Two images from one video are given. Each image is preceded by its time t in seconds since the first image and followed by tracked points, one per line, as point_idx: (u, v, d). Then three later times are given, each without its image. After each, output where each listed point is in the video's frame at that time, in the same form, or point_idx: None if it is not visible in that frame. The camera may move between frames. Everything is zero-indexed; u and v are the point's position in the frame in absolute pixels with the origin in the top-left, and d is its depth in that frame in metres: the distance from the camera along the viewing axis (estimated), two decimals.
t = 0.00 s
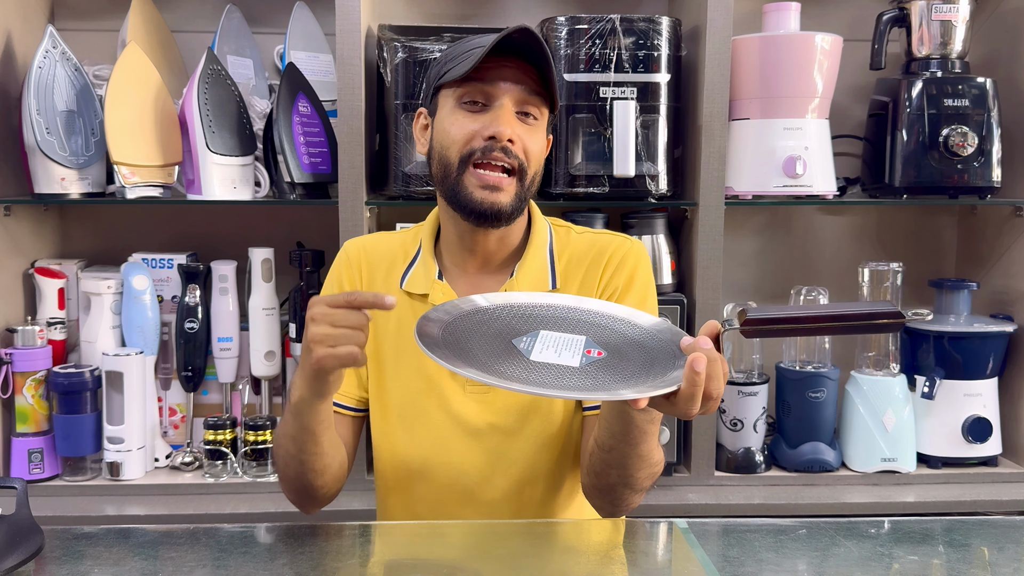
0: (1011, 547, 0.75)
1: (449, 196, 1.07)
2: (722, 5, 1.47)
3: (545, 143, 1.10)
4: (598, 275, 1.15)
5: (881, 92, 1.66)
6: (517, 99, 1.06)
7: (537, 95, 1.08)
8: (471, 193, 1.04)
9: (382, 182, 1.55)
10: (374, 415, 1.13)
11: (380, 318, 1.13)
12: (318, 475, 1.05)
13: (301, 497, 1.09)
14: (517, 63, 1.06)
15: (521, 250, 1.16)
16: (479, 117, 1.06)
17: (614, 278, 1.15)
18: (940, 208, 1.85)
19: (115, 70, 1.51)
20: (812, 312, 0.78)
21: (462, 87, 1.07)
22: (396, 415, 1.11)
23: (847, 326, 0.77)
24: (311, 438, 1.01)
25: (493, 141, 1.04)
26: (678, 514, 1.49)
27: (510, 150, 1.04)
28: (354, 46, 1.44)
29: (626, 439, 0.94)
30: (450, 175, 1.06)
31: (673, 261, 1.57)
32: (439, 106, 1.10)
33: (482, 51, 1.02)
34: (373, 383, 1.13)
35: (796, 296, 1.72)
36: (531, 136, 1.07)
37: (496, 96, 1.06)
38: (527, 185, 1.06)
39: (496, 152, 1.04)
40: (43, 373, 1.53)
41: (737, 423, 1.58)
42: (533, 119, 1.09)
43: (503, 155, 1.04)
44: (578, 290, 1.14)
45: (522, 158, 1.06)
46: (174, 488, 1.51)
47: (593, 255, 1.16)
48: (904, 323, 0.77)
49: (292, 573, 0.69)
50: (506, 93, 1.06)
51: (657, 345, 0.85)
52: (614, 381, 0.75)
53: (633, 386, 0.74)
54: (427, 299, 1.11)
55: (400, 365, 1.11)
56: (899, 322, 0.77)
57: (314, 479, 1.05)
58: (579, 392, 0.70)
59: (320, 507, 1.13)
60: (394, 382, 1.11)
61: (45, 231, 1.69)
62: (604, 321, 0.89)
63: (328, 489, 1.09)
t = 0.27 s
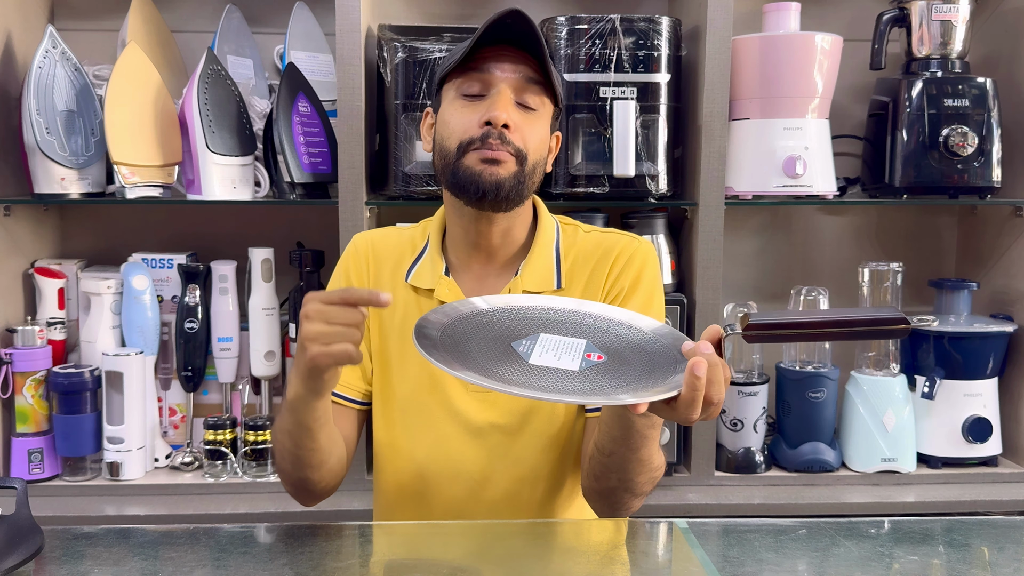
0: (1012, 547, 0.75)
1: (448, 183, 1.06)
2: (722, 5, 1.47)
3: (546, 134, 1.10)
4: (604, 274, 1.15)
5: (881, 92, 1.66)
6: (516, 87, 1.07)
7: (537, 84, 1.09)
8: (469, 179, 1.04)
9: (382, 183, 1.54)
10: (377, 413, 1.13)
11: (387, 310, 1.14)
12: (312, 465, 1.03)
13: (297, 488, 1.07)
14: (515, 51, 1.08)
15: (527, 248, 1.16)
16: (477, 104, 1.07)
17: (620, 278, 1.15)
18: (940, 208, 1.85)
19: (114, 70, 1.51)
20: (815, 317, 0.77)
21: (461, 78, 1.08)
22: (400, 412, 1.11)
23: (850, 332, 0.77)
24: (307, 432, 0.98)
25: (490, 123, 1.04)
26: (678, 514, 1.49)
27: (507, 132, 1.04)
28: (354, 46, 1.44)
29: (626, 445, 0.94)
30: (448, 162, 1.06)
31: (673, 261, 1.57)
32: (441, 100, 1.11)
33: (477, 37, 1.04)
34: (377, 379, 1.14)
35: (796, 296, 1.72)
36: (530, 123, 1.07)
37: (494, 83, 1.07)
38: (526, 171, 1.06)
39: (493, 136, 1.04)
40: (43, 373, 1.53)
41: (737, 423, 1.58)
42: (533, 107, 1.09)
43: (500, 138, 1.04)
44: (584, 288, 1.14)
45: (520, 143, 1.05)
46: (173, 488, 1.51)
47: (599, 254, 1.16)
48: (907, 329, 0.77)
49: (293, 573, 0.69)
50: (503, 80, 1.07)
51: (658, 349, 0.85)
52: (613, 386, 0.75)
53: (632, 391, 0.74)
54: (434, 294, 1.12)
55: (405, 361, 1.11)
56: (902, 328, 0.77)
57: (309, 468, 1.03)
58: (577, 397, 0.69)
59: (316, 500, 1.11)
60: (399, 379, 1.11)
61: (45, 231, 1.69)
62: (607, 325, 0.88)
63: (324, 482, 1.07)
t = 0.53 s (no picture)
0: (1012, 547, 0.75)
1: (446, 175, 1.06)
2: (722, 5, 1.47)
3: (545, 127, 1.10)
4: (606, 271, 1.15)
5: (882, 92, 1.66)
6: (512, 80, 1.08)
7: (534, 78, 1.09)
8: (466, 166, 1.03)
9: (382, 182, 1.54)
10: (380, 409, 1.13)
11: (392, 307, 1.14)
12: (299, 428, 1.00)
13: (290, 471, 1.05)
14: (512, 46, 1.09)
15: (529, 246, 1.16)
16: (475, 98, 1.08)
17: (623, 275, 1.14)
18: (940, 208, 1.85)
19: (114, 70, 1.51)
20: (816, 318, 0.77)
21: (458, 75, 1.10)
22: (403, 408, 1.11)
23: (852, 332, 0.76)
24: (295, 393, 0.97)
25: (486, 115, 1.05)
26: (678, 514, 1.49)
27: (502, 122, 1.05)
28: (354, 46, 1.44)
29: (628, 447, 0.94)
30: (445, 155, 1.06)
31: (673, 261, 1.57)
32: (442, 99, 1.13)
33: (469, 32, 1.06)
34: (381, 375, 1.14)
35: (796, 296, 1.72)
36: (527, 115, 1.07)
37: (490, 77, 1.08)
38: (524, 160, 1.05)
39: (489, 125, 1.04)
40: (43, 373, 1.53)
41: (737, 423, 1.58)
42: (532, 101, 1.09)
43: (495, 128, 1.05)
44: (587, 286, 1.14)
45: (517, 134, 1.06)
46: (174, 488, 1.51)
47: (601, 252, 1.16)
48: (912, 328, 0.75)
49: (292, 573, 0.69)
50: (500, 73, 1.08)
51: (660, 352, 0.85)
52: (614, 390, 0.75)
53: (633, 396, 0.74)
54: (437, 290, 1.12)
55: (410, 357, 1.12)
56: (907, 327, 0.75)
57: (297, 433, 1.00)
58: (577, 404, 0.70)
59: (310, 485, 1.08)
60: (403, 375, 1.12)
61: (45, 231, 1.69)
62: (609, 327, 0.88)
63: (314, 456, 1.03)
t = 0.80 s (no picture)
0: (1012, 547, 0.75)
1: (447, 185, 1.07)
2: (722, 5, 1.47)
3: (544, 130, 1.10)
4: (609, 273, 1.15)
5: (881, 92, 1.66)
6: (510, 84, 1.08)
7: (532, 81, 1.09)
8: (467, 179, 1.04)
9: (382, 183, 1.54)
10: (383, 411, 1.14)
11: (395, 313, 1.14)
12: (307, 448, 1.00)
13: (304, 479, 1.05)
14: (509, 50, 1.09)
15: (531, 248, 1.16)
16: (473, 104, 1.08)
17: (624, 278, 1.15)
18: (940, 208, 1.85)
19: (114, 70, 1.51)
20: (812, 331, 0.78)
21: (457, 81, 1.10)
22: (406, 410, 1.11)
23: (848, 345, 0.77)
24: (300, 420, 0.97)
25: (485, 122, 1.05)
26: (678, 514, 1.49)
27: (502, 129, 1.05)
28: (354, 46, 1.44)
29: (630, 455, 0.94)
30: (447, 166, 1.06)
31: (673, 261, 1.57)
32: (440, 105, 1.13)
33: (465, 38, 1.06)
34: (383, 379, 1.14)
35: (796, 296, 1.72)
36: (526, 120, 1.07)
37: (488, 82, 1.08)
38: (524, 168, 1.06)
39: (489, 133, 1.04)
40: (43, 373, 1.53)
41: (737, 423, 1.58)
42: (530, 105, 1.09)
43: (495, 136, 1.05)
44: (589, 287, 1.14)
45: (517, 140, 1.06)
46: (173, 488, 1.51)
47: (603, 253, 1.16)
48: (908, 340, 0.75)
49: (292, 573, 0.69)
50: (497, 79, 1.08)
51: (661, 365, 0.85)
52: (618, 408, 0.75)
53: (637, 414, 0.74)
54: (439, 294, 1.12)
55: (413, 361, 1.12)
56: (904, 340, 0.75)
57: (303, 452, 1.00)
58: (582, 425, 0.70)
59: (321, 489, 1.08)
60: (406, 378, 1.12)
61: (45, 231, 1.69)
62: (609, 340, 0.88)
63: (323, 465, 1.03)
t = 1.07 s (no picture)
0: (1012, 547, 0.75)
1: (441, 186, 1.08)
2: (722, 5, 1.47)
3: (534, 126, 1.10)
4: (607, 269, 1.14)
5: (881, 92, 1.66)
6: (497, 82, 1.08)
7: (519, 77, 1.09)
8: (459, 180, 1.04)
9: (382, 183, 1.54)
10: (384, 404, 1.14)
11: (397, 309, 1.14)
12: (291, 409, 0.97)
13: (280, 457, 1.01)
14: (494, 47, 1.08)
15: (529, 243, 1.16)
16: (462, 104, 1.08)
17: (623, 274, 1.14)
18: (940, 208, 1.85)
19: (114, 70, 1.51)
20: (814, 329, 0.78)
21: (444, 82, 1.10)
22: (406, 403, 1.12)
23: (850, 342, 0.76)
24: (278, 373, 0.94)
25: (474, 122, 1.05)
26: (678, 514, 1.49)
27: (491, 129, 1.05)
28: (354, 46, 1.44)
29: (632, 454, 0.94)
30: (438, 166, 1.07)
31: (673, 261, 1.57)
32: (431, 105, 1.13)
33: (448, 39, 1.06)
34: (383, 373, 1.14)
35: (796, 296, 1.72)
36: (515, 117, 1.08)
37: (475, 82, 1.08)
38: (517, 165, 1.06)
39: (479, 133, 1.05)
40: (43, 373, 1.53)
41: (737, 423, 1.58)
42: (519, 101, 1.09)
43: (485, 136, 1.05)
44: (588, 284, 1.14)
45: (507, 138, 1.06)
46: (173, 488, 1.51)
47: (601, 249, 1.16)
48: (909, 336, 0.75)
49: (292, 573, 0.69)
50: (484, 77, 1.08)
51: (663, 363, 0.85)
52: (621, 407, 0.75)
53: (641, 413, 0.74)
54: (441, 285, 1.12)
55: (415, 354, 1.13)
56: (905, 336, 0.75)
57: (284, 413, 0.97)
58: (586, 424, 0.70)
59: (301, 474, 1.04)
60: (407, 371, 1.12)
61: (45, 231, 1.69)
62: (611, 339, 0.88)
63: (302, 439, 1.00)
